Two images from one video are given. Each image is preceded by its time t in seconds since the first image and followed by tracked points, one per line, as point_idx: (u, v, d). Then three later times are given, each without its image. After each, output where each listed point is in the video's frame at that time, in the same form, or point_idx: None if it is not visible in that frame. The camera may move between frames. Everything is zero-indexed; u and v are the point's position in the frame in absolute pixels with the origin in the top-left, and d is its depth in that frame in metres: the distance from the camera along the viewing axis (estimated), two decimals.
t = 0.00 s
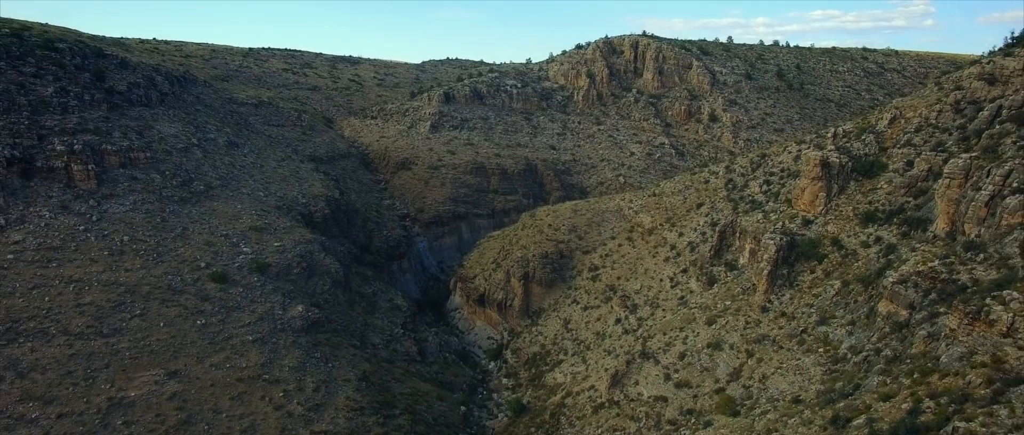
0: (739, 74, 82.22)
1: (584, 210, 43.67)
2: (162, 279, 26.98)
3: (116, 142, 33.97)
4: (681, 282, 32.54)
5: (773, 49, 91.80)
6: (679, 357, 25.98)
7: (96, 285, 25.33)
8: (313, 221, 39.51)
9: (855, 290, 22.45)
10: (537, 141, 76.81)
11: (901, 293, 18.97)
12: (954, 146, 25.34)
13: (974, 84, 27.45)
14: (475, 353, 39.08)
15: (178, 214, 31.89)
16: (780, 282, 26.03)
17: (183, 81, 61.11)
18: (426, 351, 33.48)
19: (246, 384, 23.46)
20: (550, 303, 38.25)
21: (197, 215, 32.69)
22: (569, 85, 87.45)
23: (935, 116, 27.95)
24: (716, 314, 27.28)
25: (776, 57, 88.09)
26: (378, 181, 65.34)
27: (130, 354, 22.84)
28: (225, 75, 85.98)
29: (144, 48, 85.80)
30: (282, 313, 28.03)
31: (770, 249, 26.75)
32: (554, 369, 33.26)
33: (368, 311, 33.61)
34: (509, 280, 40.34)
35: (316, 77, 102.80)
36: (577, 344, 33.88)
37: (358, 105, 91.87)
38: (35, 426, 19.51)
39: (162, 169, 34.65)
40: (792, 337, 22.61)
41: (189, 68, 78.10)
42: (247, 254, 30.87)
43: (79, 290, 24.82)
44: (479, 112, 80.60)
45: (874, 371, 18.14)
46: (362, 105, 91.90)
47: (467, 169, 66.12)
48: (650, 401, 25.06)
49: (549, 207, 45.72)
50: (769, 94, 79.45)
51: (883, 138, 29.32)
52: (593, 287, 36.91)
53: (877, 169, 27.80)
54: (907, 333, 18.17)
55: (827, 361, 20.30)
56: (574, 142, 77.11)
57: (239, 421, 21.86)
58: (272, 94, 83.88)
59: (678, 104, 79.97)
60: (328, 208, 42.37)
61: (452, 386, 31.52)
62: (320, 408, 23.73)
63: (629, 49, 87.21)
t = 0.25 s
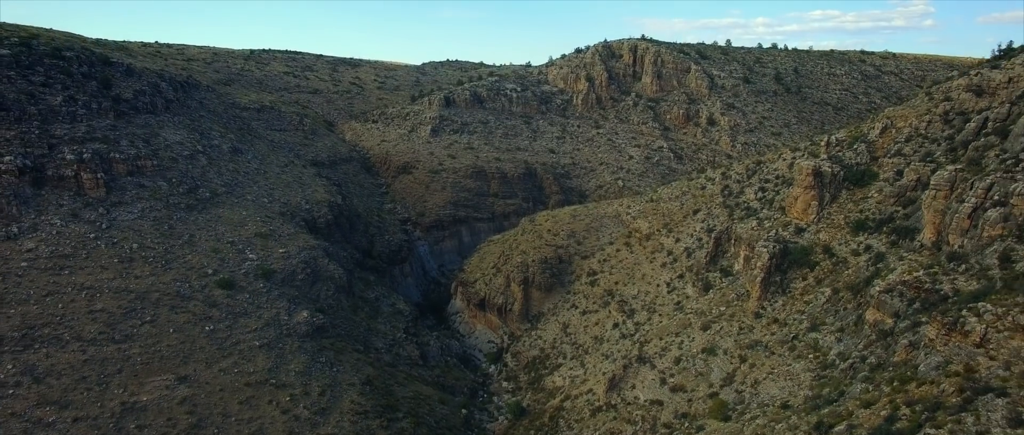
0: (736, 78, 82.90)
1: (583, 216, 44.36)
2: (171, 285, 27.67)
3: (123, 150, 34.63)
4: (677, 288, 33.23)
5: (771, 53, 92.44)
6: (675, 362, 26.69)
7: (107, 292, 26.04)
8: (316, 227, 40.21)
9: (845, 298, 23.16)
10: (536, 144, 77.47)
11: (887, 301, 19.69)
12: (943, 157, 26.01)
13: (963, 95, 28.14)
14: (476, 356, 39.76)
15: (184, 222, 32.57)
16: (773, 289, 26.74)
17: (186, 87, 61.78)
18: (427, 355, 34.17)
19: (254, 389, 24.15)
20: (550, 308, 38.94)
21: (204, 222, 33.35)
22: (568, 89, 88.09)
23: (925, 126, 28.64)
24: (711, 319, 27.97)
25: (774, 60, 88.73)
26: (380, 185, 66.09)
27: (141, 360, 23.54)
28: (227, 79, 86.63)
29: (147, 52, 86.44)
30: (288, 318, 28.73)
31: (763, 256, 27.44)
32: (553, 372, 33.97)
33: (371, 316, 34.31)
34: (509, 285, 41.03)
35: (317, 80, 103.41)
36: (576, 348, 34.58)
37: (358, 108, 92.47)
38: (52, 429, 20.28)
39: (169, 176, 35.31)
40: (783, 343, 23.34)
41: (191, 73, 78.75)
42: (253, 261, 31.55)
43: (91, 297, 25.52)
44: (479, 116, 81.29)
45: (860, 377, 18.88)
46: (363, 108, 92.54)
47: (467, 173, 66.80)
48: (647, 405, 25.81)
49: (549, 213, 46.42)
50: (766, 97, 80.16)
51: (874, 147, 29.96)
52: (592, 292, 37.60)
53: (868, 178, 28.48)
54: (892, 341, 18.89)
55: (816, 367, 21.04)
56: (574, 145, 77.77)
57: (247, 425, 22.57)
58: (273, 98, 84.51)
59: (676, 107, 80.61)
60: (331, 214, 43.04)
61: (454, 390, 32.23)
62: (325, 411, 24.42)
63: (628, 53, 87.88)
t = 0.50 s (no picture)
0: (735, 82, 83.57)
1: (583, 221, 45.03)
2: (179, 292, 28.38)
3: (131, 158, 35.34)
4: (674, 293, 33.91)
5: (770, 56, 93.10)
6: (671, 367, 27.41)
7: (118, 298, 26.74)
8: (320, 233, 40.90)
9: (835, 305, 23.87)
10: (537, 148, 78.15)
11: (874, 310, 20.40)
12: (932, 167, 26.67)
13: (953, 106, 28.80)
14: (476, 359, 40.47)
15: (192, 229, 33.28)
16: (766, 296, 27.44)
17: (190, 92, 62.49)
18: (429, 359, 34.87)
19: (261, 393, 24.87)
20: (549, 312, 39.63)
21: (210, 229, 34.06)
22: (568, 93, 88.75)
23: (916, 136, 29.29)
24: (706, 325, 28.66)
25: (772, 64, 89.38)
26: (382, 190, 66.81)
27: (152, 365, 24.25)
28: (230, 83, 87.36)
29: (150, 56, 87.17)
30: (294, 324, 29.43)
31: (757, 264, 28.14)
32: (553, 376, 34.68)
33: (374, 321, 35.01)
34: (509, 290, 41.71)
35: (319, 83, 104.09)
36: (575, 352, 35.28)
37: (360, 111, 93.18)
38: (67, 434, 20.99)
39: (176, 184, 36.01)
40: (776, 350, 24.07)
41: (195, 77, 79.47)
42: (259, 268, 32.25)
43: (102, 304, 26.22)
44: (479, 120, 81.99)
45: (847, 383, 19.58)
46: (365, 112, 93.24)
47: (467, 177, 67.49)
48: (643, 409, 26.57)
49: (549, 218, 47.10)
50: (764, 101, 80.81)
51: (867, 156, 30.58)
52: (590, 297, 38.30)
53: (860, 187, 29.14)
54: (877, 349, 19.58)
55: (806, 373, 21.80)
56: (573, 149, 78.45)
57: (256, 428, 23.29)
58: (276, 102, 85.22)
59: (675, 111, 81.28)
60: (334, 219, 43.74)
61: (455, 393, 32.93)
62: (331, 415, 25.13)
63: (627, 57, 88.55)
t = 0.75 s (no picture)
0: (734, 86, 84.24)
1: (582, 227, 45.71)
2: (188, 299, 29.08)
3: (139, 166, 36.06)
4: (671, 299, 34.58)
5: (768, 60, 93.75)
6: (667, 372, 28.11)
7: (129, 305, 27.45)
8: (323, 239, 41.59)
9: (827, 313, 24.58)
10: (537, 152, 78.78)
11: (862, 319, 21.14)
12: (922, 177, 27.34)
13: (943, 117, 29.45)
14: (477, 363, 41.15)
15: (198, 236, 33.99)
16: (760, 303, 28.12)
17: (194, 98, 63.21)
18: (431, 363, 35.56)
19: (268, 398, 25.57)
20: (549, 317, 40.32)
21: (216, 236, 34.76)
22: (568, 97, 89.41)
23: (907, 146, 29.92)
24: (702, 331, 29.33)
25: (771, 68, 90.04)
26: (383, 194, 67.52)
27: (163, 371, 24.95)
28: (233, 87, 88.07)
29: (154, 61, 87.89)
30: (299, 330, 30.12)
31: (752, 272, 28.82)
32: (552, 380, 35.36)
33: (377, 326, 35.69)
34: (510, 295, 42.38)
35: (321, 86, 104.76)
36: (574, 357, 35.95)
37: (362, 115, 93.87)
38: None
39: (182, 191, 36.70)
40: (769, 356, 24.80)
41: (198, 82, 80.21)
42: (264, 274, 32.94)
43: (113, 311, 26.93)
44: (480, 125, 82.67)
45: (835, 390, 20.27)
46: (366, 115, 93.92)
47: (468, 181, 68.16)
48: (640, 413, 27.26)
49: (548, 223, 47.79)
50: (763, 105, 81.45)
51: (859, 166, 31.18)
52: (589, 302, 38.98)
53: (853, 196, 29.78)
54: (865, 357, 20.29)
55: (797, 380, 22.63)
56: (573, 153, 79.10)
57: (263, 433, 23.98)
58: (278, 106, 85.92)
59: (675, 115, 81.95)
60: (337, 225, 44.43)
61: (457, 397, 33.60)
62: (336, 419, 25.82)
63: (627, 61, 89.22)
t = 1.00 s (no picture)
0: (731, 91, 84.89)
1: (580, 233, 46.32)
2: (193, 307, 29.70)
3: (144, 175, 36.67)
4: (667, 305, 35.20)
5: (766, 64, 94.36)
6: (662, 378, 28.77)
7: (136, 313, 28.08)
8: (325, 246, 42.19)
9: (817, 322, 25.28)
10: (536, 156, 79.34)
11: (850, 328, 21.87)
12: (912, 187, 27.97)
13: (933, 127, 29.99)
14: (477, 368, 41.80)
15: (203, 244, 34.61)
16: (754, 310, 28.75)
17: (196, 104, 63.80)
18: (432, 369, 36.18)
19: (273, 404, 26.19)
20: (547, 322, 40.95)
21: (220, 244, 35.37)
22: (567, 101, 89.98)
23: (898, 156, 30.52)
24: (697, 337, 29.96)
25: (769, 72, 90.67)
26: (384, 199, 68.15)
27: (170, 378, 25.60)
28: (234, 92, 88.64)
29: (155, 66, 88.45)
30: (302, 337, 30.74)
31: (745, 280, 29.44)
32: (551, 384, 35.99)
33: (379, 332, 36.32)
34: (509, 301, 42.99)
35: (321, 90, 105.31)
36: (572, 362, 36.57)
37: (362, 120, 94.46)
38: None
39: (187, 200, 37.31)
40: (761, 363, 25.55)
41: (200, 88, 80.80)
42: (268, 282, 33.55)
43: (121, 319, 27.55)
44: (479, 129, 83.25)
45: (824, 397, 20.93)
46: (366, 120, 94.49)
47: (468, 186, 68.77)
48: (637, 419, 27.95)
49: (547, 229, 48.40)
50: (760, 109, 82.07)
51: (851, 175, 31.75)
52: (587, 308, 39.62)
53: (845, 205, 30.38)
54: (853, 366, 21.03)
55: (788, 387, 23.43)
56: (572, 157, 79.69)
57: None
58: (279, 111, 86.50)
59: (673, 120, 82.56)
60: (339, 232, 45.04)
61: (457, 402, 34.22)
62: (340, 425, 26.44)
63: (625, 66, 89.81)
